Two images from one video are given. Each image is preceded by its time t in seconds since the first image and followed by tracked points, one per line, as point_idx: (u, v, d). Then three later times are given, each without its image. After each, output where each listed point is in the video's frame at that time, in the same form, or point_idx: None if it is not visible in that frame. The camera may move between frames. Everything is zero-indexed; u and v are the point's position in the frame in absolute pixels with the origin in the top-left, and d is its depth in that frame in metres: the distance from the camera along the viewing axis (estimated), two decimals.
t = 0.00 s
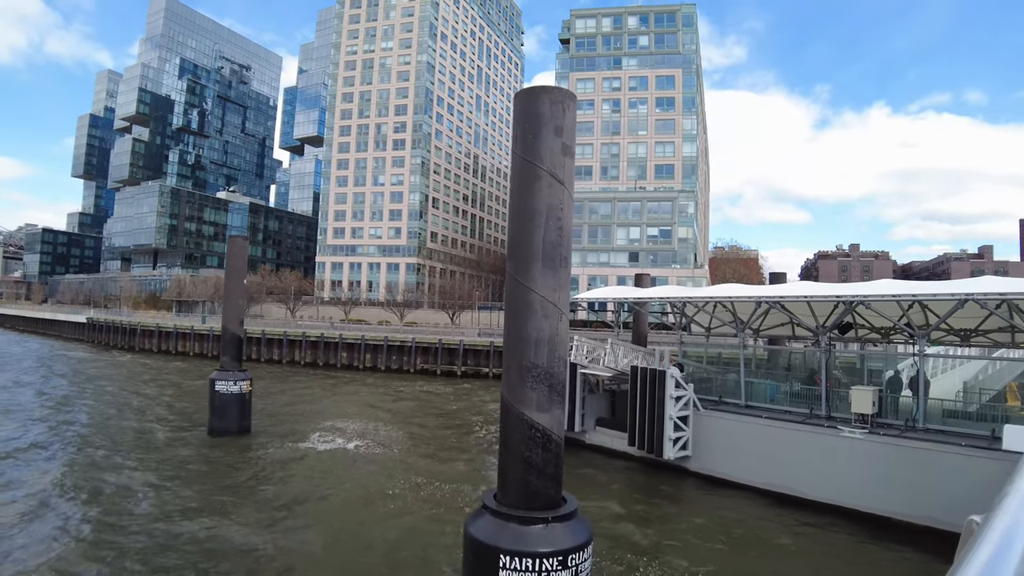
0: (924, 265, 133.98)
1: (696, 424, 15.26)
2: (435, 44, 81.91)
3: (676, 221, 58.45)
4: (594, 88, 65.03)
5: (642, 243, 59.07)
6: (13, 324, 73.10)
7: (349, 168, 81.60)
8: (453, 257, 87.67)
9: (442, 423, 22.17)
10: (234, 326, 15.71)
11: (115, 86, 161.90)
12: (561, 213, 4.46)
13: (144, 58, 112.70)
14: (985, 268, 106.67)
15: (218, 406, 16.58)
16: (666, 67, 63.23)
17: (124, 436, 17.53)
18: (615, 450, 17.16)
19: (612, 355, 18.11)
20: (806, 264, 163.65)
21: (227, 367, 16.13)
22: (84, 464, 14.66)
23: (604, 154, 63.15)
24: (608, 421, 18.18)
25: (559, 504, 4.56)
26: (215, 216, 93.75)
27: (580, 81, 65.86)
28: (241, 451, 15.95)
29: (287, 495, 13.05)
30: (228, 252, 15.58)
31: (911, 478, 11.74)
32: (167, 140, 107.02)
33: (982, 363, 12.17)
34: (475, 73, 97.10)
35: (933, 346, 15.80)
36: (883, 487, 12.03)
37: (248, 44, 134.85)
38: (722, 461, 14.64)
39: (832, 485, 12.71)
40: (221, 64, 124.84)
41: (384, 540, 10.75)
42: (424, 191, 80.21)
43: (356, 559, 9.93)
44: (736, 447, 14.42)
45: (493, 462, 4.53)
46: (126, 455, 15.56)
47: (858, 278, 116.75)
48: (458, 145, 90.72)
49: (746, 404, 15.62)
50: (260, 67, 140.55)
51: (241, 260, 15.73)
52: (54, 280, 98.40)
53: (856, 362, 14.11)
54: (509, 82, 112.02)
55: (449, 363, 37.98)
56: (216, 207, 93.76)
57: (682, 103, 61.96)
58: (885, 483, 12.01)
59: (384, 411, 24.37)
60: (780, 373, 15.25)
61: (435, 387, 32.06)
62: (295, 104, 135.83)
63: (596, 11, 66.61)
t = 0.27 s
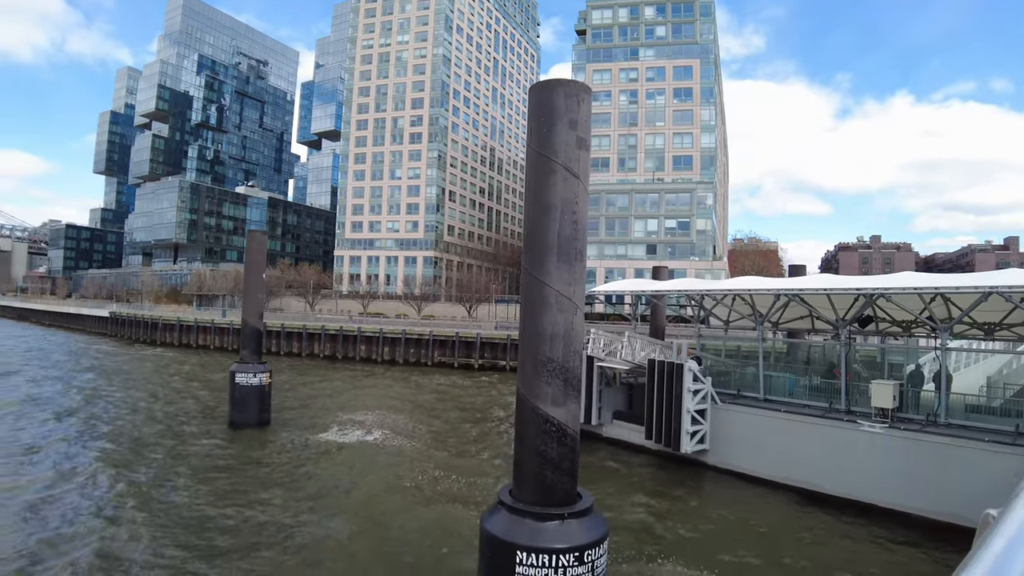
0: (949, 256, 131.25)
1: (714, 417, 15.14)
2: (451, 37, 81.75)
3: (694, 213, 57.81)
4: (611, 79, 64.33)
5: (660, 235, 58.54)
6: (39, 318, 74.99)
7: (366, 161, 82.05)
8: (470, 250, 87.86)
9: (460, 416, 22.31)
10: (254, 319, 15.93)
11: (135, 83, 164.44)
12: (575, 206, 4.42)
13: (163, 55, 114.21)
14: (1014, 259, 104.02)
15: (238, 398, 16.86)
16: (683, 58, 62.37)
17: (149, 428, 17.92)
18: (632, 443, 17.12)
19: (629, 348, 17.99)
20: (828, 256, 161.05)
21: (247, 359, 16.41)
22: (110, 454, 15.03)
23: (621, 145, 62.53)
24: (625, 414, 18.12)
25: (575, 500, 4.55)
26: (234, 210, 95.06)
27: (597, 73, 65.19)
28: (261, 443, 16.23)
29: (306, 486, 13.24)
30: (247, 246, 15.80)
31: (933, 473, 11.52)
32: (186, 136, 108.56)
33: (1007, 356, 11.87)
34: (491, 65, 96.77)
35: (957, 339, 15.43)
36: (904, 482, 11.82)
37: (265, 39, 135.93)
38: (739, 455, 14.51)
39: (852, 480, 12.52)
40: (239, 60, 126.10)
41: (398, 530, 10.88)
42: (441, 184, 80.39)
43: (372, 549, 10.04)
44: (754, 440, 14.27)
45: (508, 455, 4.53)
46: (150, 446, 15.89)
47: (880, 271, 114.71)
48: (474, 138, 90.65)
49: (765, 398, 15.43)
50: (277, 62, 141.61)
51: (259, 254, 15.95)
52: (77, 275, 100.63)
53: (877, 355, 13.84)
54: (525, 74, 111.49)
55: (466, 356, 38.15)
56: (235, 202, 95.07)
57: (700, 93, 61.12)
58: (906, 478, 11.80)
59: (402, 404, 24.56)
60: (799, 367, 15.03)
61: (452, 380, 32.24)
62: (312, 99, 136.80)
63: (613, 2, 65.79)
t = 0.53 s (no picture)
0: (989, 246, 126.86)
1: (744, 412, 14.86)
2: (475, 32, 81.74)
3: (723, 205, 56.90)
4: (636, 71, 63.39)
5: (688, 228, 57.69)
6: (79, 316, 77.78)
7: (393, 159, 82.76)
8: (496, 245, 88.06)
9: (487, 411, 22.38)
10: (284, 317, 16.21)
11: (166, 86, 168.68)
12: (599, 200, 4.36)
13: (192, 58, 116.93)
14: None
15: (271, 393, 17.23)
16: (709, 48, 61.22)
17: (186, 423, 18.41)
18: (660, 439, 16.92)
19: (657, 343, 17.72)
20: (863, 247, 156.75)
21: (278, 355, 16.72)
22: (149, 449, 15.47)
23: (648, 137, 61.66)
24: (653, 409, 17.92)
25: (600, 498, 4.50)
26: (263, 209, 97.42)
27: (622, 65, 64.28)
28: (293, 438, 16.56)
29: (337, 479, 13.45)
30: (276, 245, 16.07)
31: (971, 471, 11.09)
32: (215, 137, 111.28)
33: None
34: (515, 59, 96.51)
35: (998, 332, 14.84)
36: (941, 479, 11.40)
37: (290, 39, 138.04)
38: (770, 450, 14.23)
39: (886, 477, 12.14)
40: (266, 60, 128.44)
41: (425, 523, 10.92)
42: (467, 180, 80.66)
43: (399, 542, 10.10)
44: (785, 435, 13.97)
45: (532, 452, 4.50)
46: (188, 441, 16.32)
47: (915, 261, 111.36)
48: (499, 133, 90.65)
49: (795, 392, 15.07)
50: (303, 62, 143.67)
51: (289, 253, 16.19)
52: (112, 275, 104.22)
53: (911, 348, 13.37)
54: (549, 68, 110.91)
55: (494, 352, 38.27)
56: (264, 201, 97.43)
57: (727, 83, 59.98)
58: (943, 476, 11.38)
59: (431, 400, 24.77)
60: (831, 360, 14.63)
61: (479, 375, 32.39)
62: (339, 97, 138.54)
63: None
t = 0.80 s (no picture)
0: None
1: (788, 407, 14.34)
2: (508, 28, 81.62)
3: (765, 195, 55.28)
4: (672, 62, 62.00)
5: (729, 220, 56.22)
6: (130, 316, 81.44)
7: (430, 158, 83.56)
8: (533, 241, 87.97)
9: (527, 407, 22.35)
10: (327, 316, 16.54)
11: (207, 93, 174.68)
12: (636, 192, 4.20)
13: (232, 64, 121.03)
14: None
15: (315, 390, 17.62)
16: (746, 35, 59.46)
17: (237, 421, 19.01)
18: (703, 435, 16.51)
19: (699, 337, 17.27)
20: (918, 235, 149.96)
21: (322, 353, 17.06)
22: (202, 445, 16.02)
23: (686, 129, 60.27)
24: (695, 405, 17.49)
25: (640, 498, 4.36)
26: (305, 210, 100.15)
27: (657, 56, 62.94)
28: (337, 434, 16.87)
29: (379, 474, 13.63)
30: (318, 245, 16.40)
31: None
32: (255, 140, 114.87)
33: None
34: (550, 54, 95.99)
35: None
36: (1000, 478, 10.73)
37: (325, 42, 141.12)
38: (815, 447, 13.68)
39: (940, 474, 11.51)
40: (302, 64, 131.77)
41: (462, 519, 10.91)
42: (503, 177, 80.75)
43: (437, 537, 10.12)
44: (830, 431, 13.42)
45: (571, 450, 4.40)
46: (238, 438, 16.85)
47: (968, 250, 106.17)
48: (535, 129, 90.41)
49: (841, 386, 14.43)
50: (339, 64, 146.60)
51: (330, 253, 16.50)
52: (160, 277, 108.91)
53: (964, 340, 12.63)
54: (583, 61, 109.93)
55: (533, 348, 38.24)
56: (305, 202, 100.18)
57: (766, 72, 58.22)
58: (1001, 474, 10.71)
59: (470, 396, 24.90)
60: (878, 354, 13.97)
61: (517, 371, 32.44)
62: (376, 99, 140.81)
63: None
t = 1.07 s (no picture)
0: None
1: (842, 406, 13.60)
2: (551, 26, 81.24)
3: (817, 187, 53.07)
4: (717, 54, 60.00)
5: (781, 213, 54.19)
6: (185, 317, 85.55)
7: (474, 158, 84.22)
8: (578, 238, 87.37)
9: (574, 407, 22.15)
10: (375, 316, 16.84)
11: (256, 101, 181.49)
12: (682, 186, 4.02)
13: (280, 72, 125.63)
14: None
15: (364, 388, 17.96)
16: (796, 23, 57.12)
17: (292, 419, 19.62)
18: (756, 435, 15.90)
19: (751, 334, 16.67)
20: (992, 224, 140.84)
21: (371, 353, 17.37)
22: (261, 442, 16.61)
23: (734, 121, 58.31)
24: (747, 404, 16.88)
25: (690, 500, 4.17)
26: (353, 213, 102.16)
27: (702, 48, 60.85)
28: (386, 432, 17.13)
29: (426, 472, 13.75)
30: (367, 247, 16.74)
31: None
32: (305, 145, 118.50)
33: None
34: (593, 50, 95.09)
35: None
36: None
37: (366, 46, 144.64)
38: (872, 447, 12.94)
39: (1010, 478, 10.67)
40: (347, 69, 135.22)
41: (506, 519, 10.80)
42: (548, 175, 80.47)
43: (485, 535, 10.13)
44: (887, 431, 12.66)
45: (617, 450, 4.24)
46: (294, 435, 17.36)
47: None
48: (579, 126, 89.74)
49: (899, 384, 13.57)
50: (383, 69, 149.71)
51: (378, 254, 16.80)
52: (214, 281, 114.10)
53: None
54: (627, 55, 108.34)
55: (579, 347, 37.95)
56: (354, 205, 102.08)
57: (816, 60, 55.96)
58: None
59: (518, 395, 24.90)
60: (938, 350, 13.11)
61: (561, 370, 32.25)
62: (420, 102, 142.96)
63: None
